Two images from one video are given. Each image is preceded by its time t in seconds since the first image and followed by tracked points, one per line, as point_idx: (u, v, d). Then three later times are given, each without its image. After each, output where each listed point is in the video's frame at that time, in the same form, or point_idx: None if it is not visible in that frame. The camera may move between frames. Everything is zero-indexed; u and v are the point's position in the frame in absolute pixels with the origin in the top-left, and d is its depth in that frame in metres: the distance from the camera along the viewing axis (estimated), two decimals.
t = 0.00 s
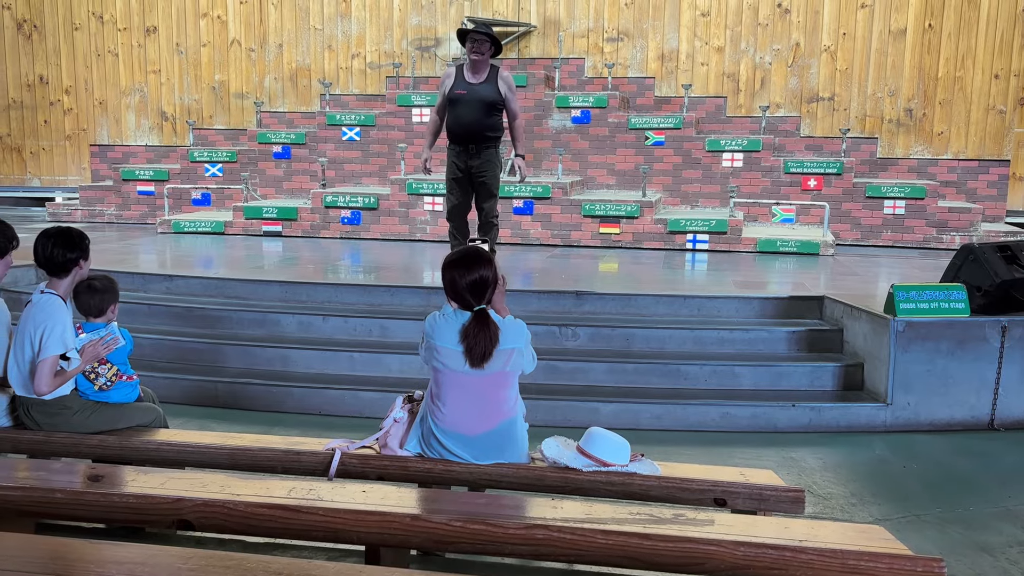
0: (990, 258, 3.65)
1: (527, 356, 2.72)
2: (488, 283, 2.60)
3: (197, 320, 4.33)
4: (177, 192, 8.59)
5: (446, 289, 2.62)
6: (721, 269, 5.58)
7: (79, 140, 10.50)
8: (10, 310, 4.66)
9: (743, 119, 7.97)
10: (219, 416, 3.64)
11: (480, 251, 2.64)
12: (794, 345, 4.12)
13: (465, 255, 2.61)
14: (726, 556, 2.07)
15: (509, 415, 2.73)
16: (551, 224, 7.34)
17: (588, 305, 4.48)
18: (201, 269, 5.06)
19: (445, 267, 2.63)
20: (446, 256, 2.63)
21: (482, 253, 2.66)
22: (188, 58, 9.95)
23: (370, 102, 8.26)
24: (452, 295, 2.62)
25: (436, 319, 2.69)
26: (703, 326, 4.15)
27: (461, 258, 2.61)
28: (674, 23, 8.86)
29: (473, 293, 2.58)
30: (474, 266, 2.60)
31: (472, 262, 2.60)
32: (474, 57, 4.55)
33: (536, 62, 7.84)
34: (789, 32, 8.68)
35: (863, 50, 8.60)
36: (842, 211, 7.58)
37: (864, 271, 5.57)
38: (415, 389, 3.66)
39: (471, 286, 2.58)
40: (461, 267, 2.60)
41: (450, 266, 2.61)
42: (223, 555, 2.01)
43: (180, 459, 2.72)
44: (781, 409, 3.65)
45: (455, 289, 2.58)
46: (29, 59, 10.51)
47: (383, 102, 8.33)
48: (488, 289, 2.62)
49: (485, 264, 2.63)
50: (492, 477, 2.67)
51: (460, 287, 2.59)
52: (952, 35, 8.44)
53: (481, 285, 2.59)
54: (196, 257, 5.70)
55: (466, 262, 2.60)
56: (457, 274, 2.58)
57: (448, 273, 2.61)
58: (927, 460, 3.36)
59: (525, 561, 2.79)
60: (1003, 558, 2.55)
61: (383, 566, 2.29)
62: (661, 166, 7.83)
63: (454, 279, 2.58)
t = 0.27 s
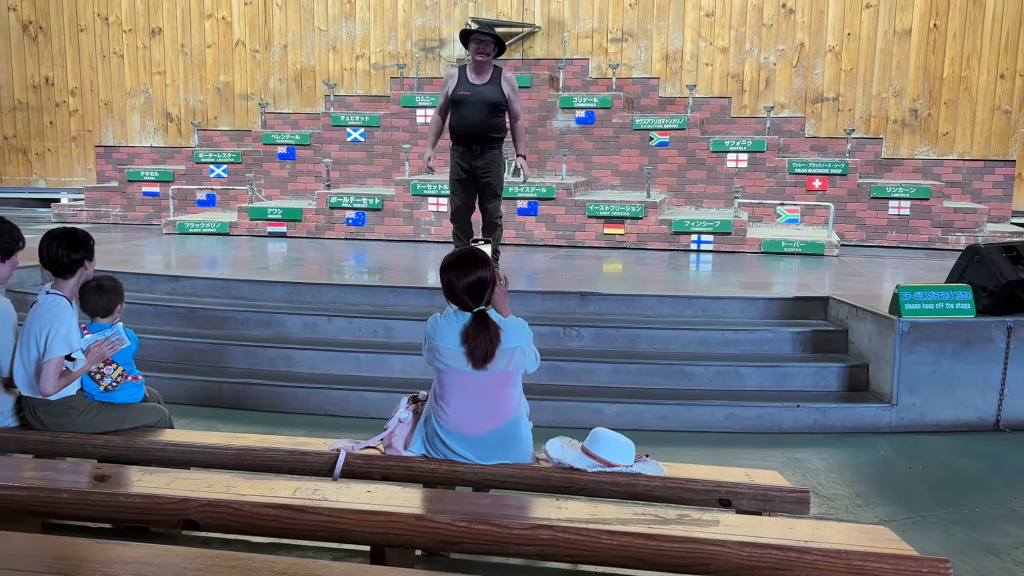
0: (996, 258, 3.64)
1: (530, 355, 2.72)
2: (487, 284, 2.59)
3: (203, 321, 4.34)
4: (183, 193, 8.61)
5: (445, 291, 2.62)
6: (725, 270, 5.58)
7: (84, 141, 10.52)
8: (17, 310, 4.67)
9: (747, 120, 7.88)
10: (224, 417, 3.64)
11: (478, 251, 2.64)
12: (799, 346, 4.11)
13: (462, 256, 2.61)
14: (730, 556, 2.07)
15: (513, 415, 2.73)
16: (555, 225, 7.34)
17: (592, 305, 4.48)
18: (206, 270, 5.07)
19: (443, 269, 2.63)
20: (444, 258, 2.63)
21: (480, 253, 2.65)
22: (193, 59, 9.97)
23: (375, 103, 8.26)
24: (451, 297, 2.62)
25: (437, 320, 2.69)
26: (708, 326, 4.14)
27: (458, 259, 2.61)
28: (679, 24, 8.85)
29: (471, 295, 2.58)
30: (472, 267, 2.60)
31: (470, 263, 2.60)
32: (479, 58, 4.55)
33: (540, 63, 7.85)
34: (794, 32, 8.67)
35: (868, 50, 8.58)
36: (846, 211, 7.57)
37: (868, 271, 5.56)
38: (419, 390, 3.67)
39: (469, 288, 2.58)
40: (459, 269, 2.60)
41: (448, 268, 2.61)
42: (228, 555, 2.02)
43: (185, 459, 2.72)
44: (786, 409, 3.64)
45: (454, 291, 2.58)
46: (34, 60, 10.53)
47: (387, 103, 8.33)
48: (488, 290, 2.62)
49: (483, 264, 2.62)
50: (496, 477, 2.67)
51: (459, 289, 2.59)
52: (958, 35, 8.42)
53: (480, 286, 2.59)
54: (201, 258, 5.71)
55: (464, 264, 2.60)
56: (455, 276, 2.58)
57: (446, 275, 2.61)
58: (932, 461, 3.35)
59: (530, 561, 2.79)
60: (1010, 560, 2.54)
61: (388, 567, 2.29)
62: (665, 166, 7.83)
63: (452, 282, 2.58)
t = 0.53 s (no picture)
0: (1007, 257, 3.61)
1: (537, 353, 2.72)
2: (492, 283, 2.60)
3: (213, 320, 4.36)
4: (193, 193, 8.64)
5: (451, 291, 2.62)
6: (734, 269, 5.56)
7: (96, 141, 10.57)
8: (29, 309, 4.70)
9: (757, 119, 7.95)
10: (235, 415, 3.66)
11: (482, 251, 2.64)
12: (809, 346, 4.10)
13: (466, 256, 2.61)
14: (741, 555, 2.07)
15: (522, 413, 2.73)
16: (564, 224, 7.34)
17: (602, 305, 4.47)
18: (216, 270, 5.08)
19: (448, 269, 2.63)
20: (448, 258, 2.64)
21: (484, 252, 2.66)
22: (203, 59, 10.01)
23: (384, 102, 8.27)
24: (457, 297, 2.62)
25: (444, 320, 2.69)
26: (718, 326, 4.13)
27: (463, 259, 2.61)
28: (688, 23, 8.84)
29: (476, 294, 2.59)
30: (476, 267, 2.60)
31: (474, 263, 2.60)
32: (487, 58, 4.54)
33: (549, 62, 7.85)
34: (804, 31, 8.65)
35: (879, 48, 8.55)
36: (856, 211, 7.54)
37: (878, 271, 5.55)
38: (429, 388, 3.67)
39: (474, 288, 2.59)
40: (463, 269, 2.60)
41: (452, 268, 2.61)
42: (240, 552, 2.03)
43: (197, 457, 2.74)
44: (796, 409, 3.63)
45: (459, 291, 2.58)
46: (46, 60, 10.59)
47: (397, 102, 8.33)
48: (493, 289, 2.62)
49: (487, 263, 2.62)
50: (506, 476, 2.67)
51: (463, 289, 2.59)
52: (969, 33, 8.38)
53: (484, 285, 2.59)
54: (211, 257, 5.73)
55: (468, 264, 2.60)
56: (460, 276, 2.59)
57: (451, 276, 2.61)
58: (943, 461, 3.34)
59: (540, 560, 2.79)
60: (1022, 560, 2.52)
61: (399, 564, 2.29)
62: (674, 165, 7.82)
63: (457, 282, 2.59)
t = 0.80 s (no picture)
0: (1019, 257, 3.56)
1: (545, 353, 2.71)
2: (499, 283, 2.59)
3: (223, 319, 4.37)
4: (202, 192, 8.67)
5: (458, 291, 2.62)
6: (743, 269, 5.55)
7: (106, 140, 10.61)
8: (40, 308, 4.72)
9: (766, 118, 7.90)
10: (244, 414, 3.66)
11: (489, 251, 2.63)
12: (819, 346, 4.09)
13: (473, 256, 2.61)
14: (751, 555, 2.06)
15: (530, 413, 2.73)
16: (572, 223, 7.33)
17: (610, 304, 4.47)
18: (225, 269, 5.10)
19: (455, 269, 2.63)
20: (456, 258, 2.63)
21: (491, 252, 2.65)
22: (213, 59, 10.03)
23: (393, 102, 8.27)
24: (464, 297, 2.62)
25: (452, 320, 2.69)
26: (727, 326, 4.13)
27: (470, 259, 2.61)
28: (698, 22, 8.82)
29: (484, 294, 2.58)
30: (483, 267, 2.60)
31: (481, 263, 2.59)
32: (494, 57, 4.54)
33: (557, 61, 7.84)
34: (813, 30, 8.62)
35: (889, 48, 8.51)
36: (866, 210, 7.52)
37: (888, 271, 5.52)
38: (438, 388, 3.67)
39: (481, 288, 2.58)
40: (470, 269, 2.60)
41: (460, 268, 2.61)
42: (250, 550, 2.03)
43: (207, 456, 2.74)
44: (806, 409, 3.62)
45: (466, 291, 2.58)
46: (57, 60, 10.63)
47: (405, 102, 8.33)
48: (500, 288, 2.62)
49: (494, 263, 2.62)
50: (514, 476, 2.67)
51: (471, 289, 2.59)
52: (980, 31, 8.34)
53: (492, 285, 2.59)
54: (220, 257, 5.75)
55: (475, 264, 2.60)
56: (467, 276, 2.59)
57: (458, 276, 2.61)
58: (954, 462, 3.32)
59: (548, 559, 2.79)
60: None
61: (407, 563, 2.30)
62: (683, 165, 7.80)
63: (464, 282, 2.58)
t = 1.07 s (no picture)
0: None
1: (558, 352, 2.71)
2: (512, 282, 2.59)
3: (236, 318, 4.39)
4: (216, 191, 8.70)
5: (470, 290, 2.62)
6: (756, 268, 5.53)
7: (121, 140, 10.67)
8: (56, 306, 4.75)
9: (779, 116, 7.83)
10: (257, 412, 3.68)
11: (501, 250, 2.63)
12: (832, 346, 4.07)
13: (485, 255, 2.60)
14: (764, 555, 2.06)
15: (542, 411, 2.73)
16: (584, 223, 7.33)
17: (623, 304, 4.46)
18: (239, 268, 5.12)
19: (467, 268, 2.63)
20: (468, 257, 2.63)
21: (503, 251, 2.65)
22: (226, 59, 10.07)
23: (405, 102, 8.29)
24: (477, 296, 2.62)
25: (464, 319, 2.69)
26: (740, 325, 4.11)
27: (481, 258, 2.60)
28: (711, 21, 8.80)
29: (496, 293, 2.58)
30: (495, 266, 2.59)
31: (493, 262, 2.59)
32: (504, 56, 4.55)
33: (570, 61, 7.83)
34: (827, 29, 8.59)
35: (903, 46, 8.47)
36: (880, 210, 7.48)
37: (902, 270, 5.49)
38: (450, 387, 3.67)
39: (493, 287, 2.58)
40: (482, 268, 2.59)
41: (471, 267, 2.61)
42: (264, 548, 2.05)
43: (220, 454, 2.75)
44: (819, 409, 3.61)
45: (478, 291, 2.58)
46: (72, 60, 10.69)
47: (417, 101, 8.34)
48: (512, 287, 2.61)
49: (506, 262, 2.61)
50: (527, 474, 2.67)
51: (483, 288, 2.59)
52: (996, 30, 8.27)
53: (504, 284, 2.58)
54: (234, 255, 5.77)
55: (487, 263, 2.59)
56: (479, 275, 2.58)
57: (470, 275, 2.61)
58: (968, 463, 3.31)
59: (560, 558, 2.79)
60: None
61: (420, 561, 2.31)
62: (696, 164, 7.79)
63: (476, 281, 2.58)
